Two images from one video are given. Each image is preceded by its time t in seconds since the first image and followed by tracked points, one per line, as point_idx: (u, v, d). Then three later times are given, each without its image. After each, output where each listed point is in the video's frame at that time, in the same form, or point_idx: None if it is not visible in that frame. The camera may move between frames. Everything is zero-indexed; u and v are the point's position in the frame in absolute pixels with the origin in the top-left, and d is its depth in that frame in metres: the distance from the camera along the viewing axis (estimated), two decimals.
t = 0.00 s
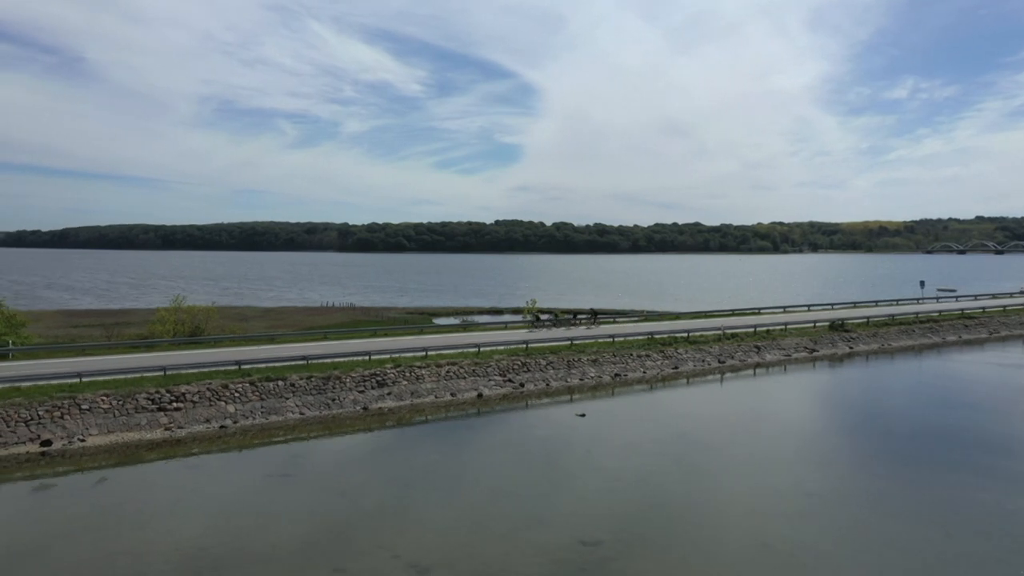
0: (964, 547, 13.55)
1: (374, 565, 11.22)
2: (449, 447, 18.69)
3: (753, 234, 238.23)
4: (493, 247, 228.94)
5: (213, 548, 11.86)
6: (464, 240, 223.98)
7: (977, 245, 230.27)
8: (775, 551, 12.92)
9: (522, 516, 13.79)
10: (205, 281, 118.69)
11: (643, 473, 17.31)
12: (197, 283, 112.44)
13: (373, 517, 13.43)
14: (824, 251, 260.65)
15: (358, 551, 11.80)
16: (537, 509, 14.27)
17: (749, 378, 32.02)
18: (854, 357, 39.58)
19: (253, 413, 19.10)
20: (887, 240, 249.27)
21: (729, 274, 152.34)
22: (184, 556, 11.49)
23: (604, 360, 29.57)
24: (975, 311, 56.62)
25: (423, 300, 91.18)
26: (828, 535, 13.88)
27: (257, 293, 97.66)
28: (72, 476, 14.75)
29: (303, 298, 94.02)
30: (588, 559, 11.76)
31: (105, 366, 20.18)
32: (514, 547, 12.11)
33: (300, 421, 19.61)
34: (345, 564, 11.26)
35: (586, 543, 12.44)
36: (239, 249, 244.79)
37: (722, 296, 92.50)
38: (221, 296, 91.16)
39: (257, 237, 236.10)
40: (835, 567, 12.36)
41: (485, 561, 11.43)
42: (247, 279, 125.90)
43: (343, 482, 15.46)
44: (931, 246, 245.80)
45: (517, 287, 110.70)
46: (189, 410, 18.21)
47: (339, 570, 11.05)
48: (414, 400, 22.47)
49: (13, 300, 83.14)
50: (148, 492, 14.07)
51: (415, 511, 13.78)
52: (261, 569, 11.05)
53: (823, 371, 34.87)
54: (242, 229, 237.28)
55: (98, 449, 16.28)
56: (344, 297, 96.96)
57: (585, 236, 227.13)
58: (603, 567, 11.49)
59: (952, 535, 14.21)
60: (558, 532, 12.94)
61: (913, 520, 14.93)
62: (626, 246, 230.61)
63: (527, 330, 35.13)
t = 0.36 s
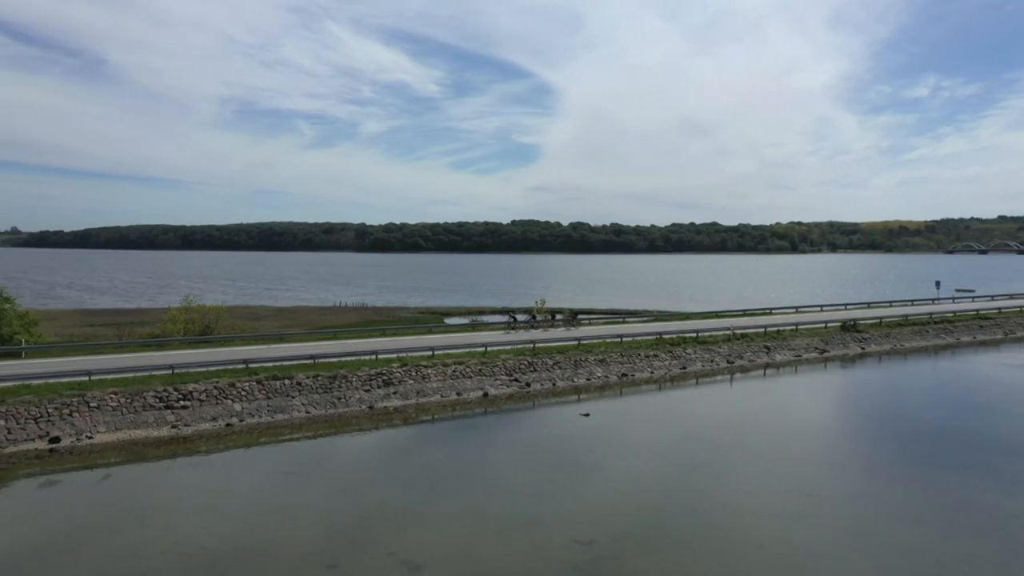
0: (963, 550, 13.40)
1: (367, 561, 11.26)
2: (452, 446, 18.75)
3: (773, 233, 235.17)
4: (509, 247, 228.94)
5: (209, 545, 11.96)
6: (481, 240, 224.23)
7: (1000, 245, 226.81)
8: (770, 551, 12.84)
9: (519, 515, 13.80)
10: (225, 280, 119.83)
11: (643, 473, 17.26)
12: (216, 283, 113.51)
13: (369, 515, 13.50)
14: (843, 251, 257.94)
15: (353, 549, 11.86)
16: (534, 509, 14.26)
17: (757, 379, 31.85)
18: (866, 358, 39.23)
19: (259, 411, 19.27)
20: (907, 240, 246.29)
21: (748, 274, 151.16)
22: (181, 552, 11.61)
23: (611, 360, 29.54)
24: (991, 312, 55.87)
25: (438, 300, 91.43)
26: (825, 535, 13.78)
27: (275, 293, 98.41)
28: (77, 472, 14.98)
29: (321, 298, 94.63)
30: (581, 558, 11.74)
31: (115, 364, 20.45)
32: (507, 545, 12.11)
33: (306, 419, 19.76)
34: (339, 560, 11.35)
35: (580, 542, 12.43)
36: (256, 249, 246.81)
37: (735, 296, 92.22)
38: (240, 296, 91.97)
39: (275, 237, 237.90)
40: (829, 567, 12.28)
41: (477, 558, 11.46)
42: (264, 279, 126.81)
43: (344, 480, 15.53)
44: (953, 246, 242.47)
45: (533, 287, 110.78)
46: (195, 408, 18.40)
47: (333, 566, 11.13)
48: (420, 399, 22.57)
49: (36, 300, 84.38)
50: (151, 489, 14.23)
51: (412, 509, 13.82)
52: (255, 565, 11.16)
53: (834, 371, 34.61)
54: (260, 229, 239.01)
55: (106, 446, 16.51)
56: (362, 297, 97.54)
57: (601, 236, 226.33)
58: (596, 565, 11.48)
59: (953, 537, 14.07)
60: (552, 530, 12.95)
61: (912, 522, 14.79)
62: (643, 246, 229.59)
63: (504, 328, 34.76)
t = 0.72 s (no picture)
0: (964, 550, 13.16)
1: (360, 557, 11.26)
2: (452, 446, 18.66)
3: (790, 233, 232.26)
4: (525, 248, 228.66)
5: (202, 539, 11.92)
6: (497, 241, 224.19)
7: None
8: (763, 550, 12.74)
9: (516, 515, 13.67)
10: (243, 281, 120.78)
11: (643, 474, 17.15)
12: (234, 283, 114.43)
13: (363, 509, 13.53)
14: (862, 251, 254.94)
15: (345, 541, 11.84)
16: (531, 508, 14.19)
17: (766, 379, 31.64)
18: (877, 359, 38.87)
19: (265, 410, 19.44)
20: (927, 240, 243.04)
21: (766, 274, 149.98)
22: (176, 544, 11.67)
23: (618, 360, 29.49)
24: (1007, 312, 55.09)
25: (454, 300, 91.59)
26: (824, 535, 13.61)
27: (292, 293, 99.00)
28: (82, 469, 15.16)
29: (338, 298, 95.16)
30: (573, 558, 11.68)
31: (125, 363, 20.70)
32: (501, 545, 12.03)
33: (311, 418, 19.90)
34: (332, 555, 11.19)
35: (573, 542, 12.35)
36: (274, 249, 248.45)
37: (750, 296, 92.24)
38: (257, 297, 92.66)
39: (292, 237, 239.40)
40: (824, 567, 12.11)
41: (469, 558, 11.42)
42: (282, 279, 127.76)
43: (343, 475, 15.55)
44: (974, 246, 239.01)
45: (548, 288, 110.91)
46: (202, 407, 18.59)
47: (327, 561, 10.98)
48: (425, 399, 22.66)
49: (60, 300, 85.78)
50: (151, 485, 14.35)
51: (406, 506, 13.80)
52: (248, 559, 11.02)
53: (845, 372, 34.30)
54: (278, 229, 240.81)
55: (113, 443, 16.74)
56: (378, 296, 97.98)
57: (618, 236, 225.33)
58: (588, 566, 11.39)
59: (953, 538, 13.86)
60: (547, 530, 12.95)
61: (914, 523, 14.55)
62: (659, 246, 228.56)
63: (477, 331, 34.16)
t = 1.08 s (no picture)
0: (964, 551, 13.01)
1: (355, 553, 11.31)
2: (452, 444, 18.57)
3: (808, 236, 228.43)
4: (541, 248, 228.25)
5: (201, 531, 12.01)
6: (514, 241, 223.95)
7: None
8: (759, 547, 12.67)
9: (512, 513, 13.62)
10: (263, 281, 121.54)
11: (643, 471, 17.08)
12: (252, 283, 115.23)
13: (361, 505, 13.59)
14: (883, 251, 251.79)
15: (342, 538, 11.90)
16: (528, 505, 14.17)
17: (774, 380, 31.46)
18: (889, 360, 38.52)
19: (271, 408, 19.61)
20: (949, 240, 239.31)
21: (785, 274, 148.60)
22: (174, 534, 11.76)
23: (626, 360, 29.44)
24: None
25: (469, 300, 91.73)
26: (822, 534, 13.50)
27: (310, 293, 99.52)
28: (88, 466, 15.36)
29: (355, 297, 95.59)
30: (567, 556, 11.64)
31: (135, 361, 20.97)
32: (495, 543, 12.03)
33: (317, 417, 20.05)
34: (328, 553, 11.24)
35: (569, 540, 12.31)
36: (291, 249, 249.92)
37: (765, 296, 92.45)
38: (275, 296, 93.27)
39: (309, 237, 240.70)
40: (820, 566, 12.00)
41: (462, 556, 11.44)
42: (300, 279, 128.46)
43: (343, 473, 15.61)
44: (998, 246, 235.15)
45: (563, 288, 111.19)
46: (209, 405, 18.78)
47: (323, 559, 11.01)
48: (431, 398, 22.76)
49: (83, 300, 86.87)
50: (154, 479, 14.49)
51: (402, 503, 13.83)
52: (244, 555, 11.06)
53: (856, 373, 34.00)
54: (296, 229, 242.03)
55: (120, 440, 16.96)
56: (395, 296, 98.32)
57: (635, 236, 224.18)
58: (582, 564, 11.35)
59: (953, 538, 13.69)
60: (543, 526, 12.96)
61: (915, 523, 14.38)
62: (677, 246, 227.40)
63: (459, 331, 33.94)
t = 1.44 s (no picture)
0: (962, 552, 12.87)
1: (351, 550, 11.36)
2: (453, 443, 18.62)
3: (829, 236, 226.54)
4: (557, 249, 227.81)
5: (200, 526, 12.15)
6: (532, 240, 223.65)
7: None
8: (754, 547, 12.60)
9: (508, 512, 13.66)
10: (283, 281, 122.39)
11: (643, 471, 17.06)
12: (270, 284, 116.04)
13: (360, 503, 13.67)
14: (904, 251, 248.56)
15: (338, 535, 11.98)
16: (524, 503, 14.23)
17: (783, 380, 31.26)
18: (901, 361, 38.13)
19: (278, 406, 19.80)
20: (972, 240, 236.01)
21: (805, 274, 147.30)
22: (176, 531, 11.88)
23: (633, 360, 29.39)
24: None
25: (484, 300, 91.80)
26: (818, 535, 13.41)
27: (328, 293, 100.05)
28: (96, 463, 15.60)
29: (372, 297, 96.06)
30: (559, 555, 11.64)
31: (145, 360, 21.25)
32: (489, 541, 12.06)
33: (323, 415, 20.21)
34: (323, 550, 11.34)
35: (564, 540, 12.29)
36: (308, 249, 251.49)
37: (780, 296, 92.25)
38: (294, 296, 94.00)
39: (327, 237, 242.03)
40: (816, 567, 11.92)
41: (457, 554, 11.47)
42: (318, 279, 129.25)
43: (344, 471, 15.69)
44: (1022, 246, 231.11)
45: (580, 288, 111.17)
46: (217, 403, 18.99)
47: (318, 556, 11.10)
48: (437, 397, 22.87)
49: (105, 299, 87.91)
50: (157, 476, 14.67)
51: (400, 502, 13.86)
52: (239, 552, 11.16)
53: (867, 374, 33.70)
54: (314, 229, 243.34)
55: (128, 438, 17.20)
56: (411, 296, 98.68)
57: (653, 236, 223.01)
58: (575, 564, 11.33)
59: (953, 540, 13.52)
60: (539, 525, 13.00)
61: (916, 525, 14.22)
62: (695, 246, 226.02)
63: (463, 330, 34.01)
